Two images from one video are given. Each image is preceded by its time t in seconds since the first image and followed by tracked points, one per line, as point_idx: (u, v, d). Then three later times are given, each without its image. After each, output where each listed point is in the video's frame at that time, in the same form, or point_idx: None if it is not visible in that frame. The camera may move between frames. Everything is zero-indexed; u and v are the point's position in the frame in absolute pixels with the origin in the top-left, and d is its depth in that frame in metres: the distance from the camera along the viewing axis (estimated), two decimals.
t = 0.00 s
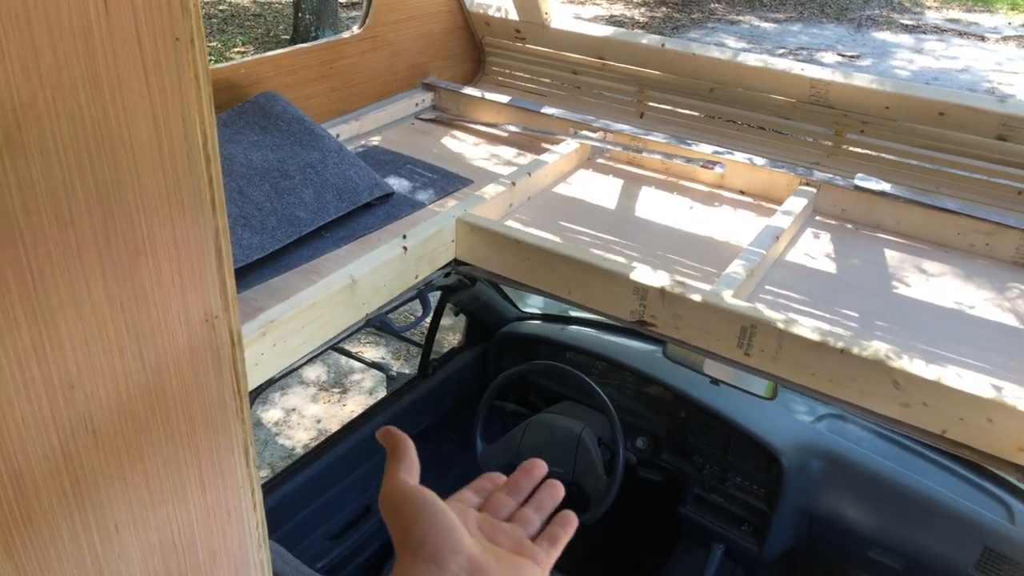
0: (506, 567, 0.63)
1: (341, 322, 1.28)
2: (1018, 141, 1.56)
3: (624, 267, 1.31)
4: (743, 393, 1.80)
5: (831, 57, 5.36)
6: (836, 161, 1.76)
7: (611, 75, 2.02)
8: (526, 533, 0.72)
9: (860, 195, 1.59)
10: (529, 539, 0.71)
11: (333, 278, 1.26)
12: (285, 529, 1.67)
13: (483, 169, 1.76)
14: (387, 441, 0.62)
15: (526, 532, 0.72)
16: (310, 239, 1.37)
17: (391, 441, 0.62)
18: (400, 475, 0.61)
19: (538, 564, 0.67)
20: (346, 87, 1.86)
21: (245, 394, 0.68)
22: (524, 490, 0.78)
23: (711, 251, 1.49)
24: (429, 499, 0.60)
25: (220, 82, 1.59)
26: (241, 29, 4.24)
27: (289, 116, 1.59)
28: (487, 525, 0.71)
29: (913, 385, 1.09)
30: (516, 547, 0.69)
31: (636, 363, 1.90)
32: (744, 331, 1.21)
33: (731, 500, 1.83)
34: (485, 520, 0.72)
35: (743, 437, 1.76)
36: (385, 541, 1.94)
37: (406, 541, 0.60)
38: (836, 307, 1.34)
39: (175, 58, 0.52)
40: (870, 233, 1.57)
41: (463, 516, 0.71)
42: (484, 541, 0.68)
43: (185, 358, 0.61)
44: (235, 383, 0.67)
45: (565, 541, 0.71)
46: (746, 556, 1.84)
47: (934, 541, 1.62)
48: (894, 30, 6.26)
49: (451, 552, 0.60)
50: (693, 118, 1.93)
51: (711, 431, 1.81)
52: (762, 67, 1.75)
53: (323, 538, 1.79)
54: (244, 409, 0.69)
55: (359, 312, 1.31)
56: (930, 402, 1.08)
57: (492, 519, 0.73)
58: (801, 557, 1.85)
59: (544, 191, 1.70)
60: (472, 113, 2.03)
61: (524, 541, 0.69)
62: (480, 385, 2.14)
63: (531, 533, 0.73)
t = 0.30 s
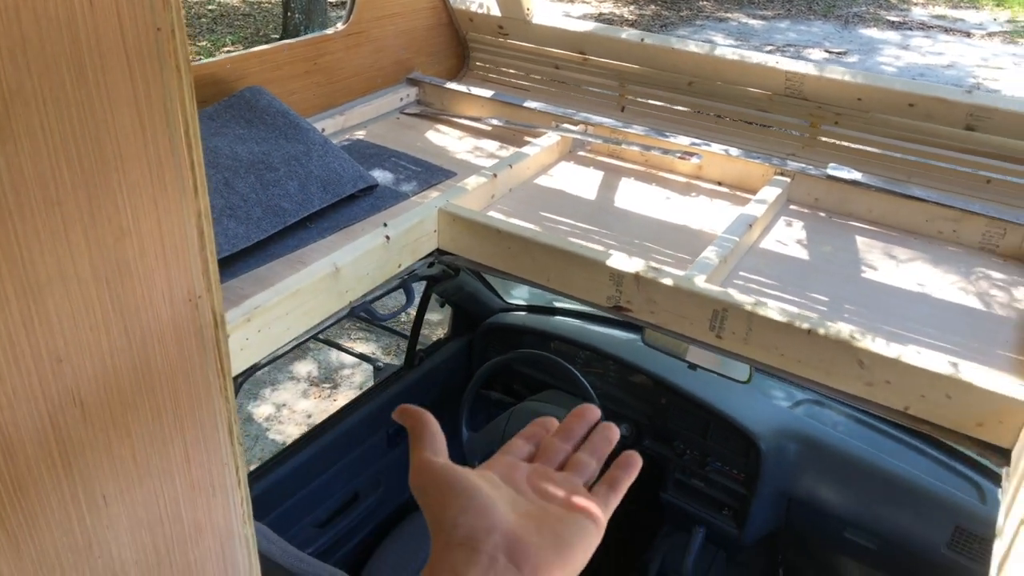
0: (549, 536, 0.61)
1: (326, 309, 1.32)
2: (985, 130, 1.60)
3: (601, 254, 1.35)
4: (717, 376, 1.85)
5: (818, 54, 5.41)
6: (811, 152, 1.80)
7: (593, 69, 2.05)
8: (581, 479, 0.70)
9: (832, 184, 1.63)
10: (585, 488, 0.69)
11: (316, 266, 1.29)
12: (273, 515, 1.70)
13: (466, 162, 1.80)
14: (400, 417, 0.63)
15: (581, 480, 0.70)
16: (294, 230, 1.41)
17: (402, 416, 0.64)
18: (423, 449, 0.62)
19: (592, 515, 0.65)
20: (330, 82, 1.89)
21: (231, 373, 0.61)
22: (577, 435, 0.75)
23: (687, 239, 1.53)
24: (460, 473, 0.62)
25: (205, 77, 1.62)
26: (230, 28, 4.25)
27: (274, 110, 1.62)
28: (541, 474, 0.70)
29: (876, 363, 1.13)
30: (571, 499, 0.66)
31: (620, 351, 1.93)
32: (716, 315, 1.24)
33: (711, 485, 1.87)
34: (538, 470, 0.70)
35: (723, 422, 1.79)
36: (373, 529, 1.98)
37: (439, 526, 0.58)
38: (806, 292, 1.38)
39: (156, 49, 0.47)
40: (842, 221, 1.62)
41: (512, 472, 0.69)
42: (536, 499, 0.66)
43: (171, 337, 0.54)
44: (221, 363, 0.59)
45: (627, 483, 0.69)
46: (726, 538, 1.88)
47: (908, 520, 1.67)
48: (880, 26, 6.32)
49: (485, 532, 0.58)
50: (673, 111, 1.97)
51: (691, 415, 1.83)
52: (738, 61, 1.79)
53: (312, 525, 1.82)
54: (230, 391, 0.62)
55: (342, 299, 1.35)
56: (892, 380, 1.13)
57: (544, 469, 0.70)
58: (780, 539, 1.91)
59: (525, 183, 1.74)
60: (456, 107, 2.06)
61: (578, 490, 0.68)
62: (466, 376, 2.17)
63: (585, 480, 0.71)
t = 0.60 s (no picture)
0: (570, 450, 0.55)
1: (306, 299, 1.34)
2: (955, 122, 1.63)
3: (577, 243, 1.37)
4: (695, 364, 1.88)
5: (804, 51, 5.45)
6: (786, 144, 1.84)
7: (573, 64, 2.08)
8: (596, 401, 0.65)
9: (806, 175, 1.66)
10: (602, 408, 0.64)
11: (296, 257, 1.32)
12: (258, 506, 1.72)
13: (447, 156, 1.82)
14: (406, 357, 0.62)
15: (598, 402, 0.64)
16: (276, 222, 1.43)
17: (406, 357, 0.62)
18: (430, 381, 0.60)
19: (613, 432, 0.60)
20: (313, 77, 1.91)
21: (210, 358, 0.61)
22: (587, 369, 0.70)
23: (663, 230, 1.56)
24: (471, 395, 0.58)
25: (187, 72, 1.64)
26: (217, 28, 4.26)
27: (255, 104, 1.64)
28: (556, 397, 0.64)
29: (843, 347, 1.16)
30: (589, 415, 0.61)
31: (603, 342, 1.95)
32: (688, 301, 1.27)
33: (691, 473, 1.90)
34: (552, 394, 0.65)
35: (702, 411, 1.82)
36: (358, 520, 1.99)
37: (456, 448, 0.54)
38: (778, 279, 1.41)
39: (129, 38, 0.47)
40: (815, 212, 1.65)
41: (524, 393, 0.63)
42: (553, 417, 0.60)
43: (148, 317, 0.54)
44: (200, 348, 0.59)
45: (642, 407, 0.65)
46: (707, 525, 1.91)
47: (881, 504, 1.71)
48: (865, 23, 6.36)
49: (502, 448, 0.53)
50: (651, 105, 2.00)
51: (669, 403, 1.86)
52: (714, 55, 1.82)
53: (296, 517, 1.84)
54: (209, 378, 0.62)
55: (323, 290, 1.37)
56: (858, 363, 1.16)
57: (557, 394, 0.65)
58: (760, 528, 1.93)
59: (506, 176, 1.76)
60: (437, 102, 2.09)
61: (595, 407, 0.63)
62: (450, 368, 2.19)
63: (601, 403, 0.65)
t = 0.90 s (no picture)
0: (589, 325, 0.44)
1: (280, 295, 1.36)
2: (911, 115, 1.68)
3: (546, 236, 1.41)
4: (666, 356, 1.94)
5: (776, 49, 5.51)
6: (751, 138, 1.88)
7: (543, 63, 2.11)
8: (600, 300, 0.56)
9: (769, 168, 1.71)
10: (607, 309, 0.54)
11: (270, 253, 1.34)
12: (236, 503, 1.73)
13: (420, 153, 1.85)
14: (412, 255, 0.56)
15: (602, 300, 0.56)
16: (250, 220, 1.45)
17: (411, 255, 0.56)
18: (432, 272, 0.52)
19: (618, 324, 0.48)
20: (285, 78, 1.93)
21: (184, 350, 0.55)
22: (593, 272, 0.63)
23: (631, 223, 1.60)
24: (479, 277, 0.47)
25: (159, 73, 1.66)
26: (191, 31, 4.24)
27: (228, 104, 1.66)
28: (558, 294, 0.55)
29: (802, 331, 1.20)
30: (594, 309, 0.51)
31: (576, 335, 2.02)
32: (654, 291, 1.31)
33: (664, 462, 1.94)
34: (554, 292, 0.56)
35: (672, 400, 1.86)
36: (337, 516, 2.01)
37: (461, 315, 0.42)
38: (742, 268, 1.45)
39: (100, 36, 0.42)
40: (779, 203, 1.70)
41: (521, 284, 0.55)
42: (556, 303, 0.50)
43: (119, 306, 0.48)
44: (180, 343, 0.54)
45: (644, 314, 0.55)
46: (679, 512, 1.94)
47: (847, 487, 1.76)
48: (835, 21, 6.46)
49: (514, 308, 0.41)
50: (620, 102, 2.04)
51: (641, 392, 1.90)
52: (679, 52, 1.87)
53: (275, 513, 1.85)
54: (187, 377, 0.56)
55: (296, 285, 1.39)
56: (817, 346, 1.20)
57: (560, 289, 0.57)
58: (733, 514, 1.97)
59: (477, 173, 1.79)
60: (410, 101, 2.11)
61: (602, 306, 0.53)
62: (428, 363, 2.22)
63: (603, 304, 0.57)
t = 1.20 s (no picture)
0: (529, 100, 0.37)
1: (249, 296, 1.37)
2: (865, 108, 1.73)
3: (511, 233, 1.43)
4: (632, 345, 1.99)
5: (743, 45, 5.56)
6: (712, 134, 1.91)
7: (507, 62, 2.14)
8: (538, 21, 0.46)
9: (728, 163, 1.76)
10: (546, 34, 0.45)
11: (239, 255, 1.36)
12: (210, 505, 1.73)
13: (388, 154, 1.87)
14: None
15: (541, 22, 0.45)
16: (218, 223, 1.46)
17: None
18: None
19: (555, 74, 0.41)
20: (251, 81, 1.95)
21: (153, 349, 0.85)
22: None
23: (595, 219, 1.63)
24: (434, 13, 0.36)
25: (122, 77, 1.66)
26: (155, 33, 4.19)
27: (194, 108, 1.67)
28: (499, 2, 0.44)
29: (759, 319, 1.25)
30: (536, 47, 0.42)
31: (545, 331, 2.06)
32: (617, 284, 1.35)
33: (634, 452, 1.97)
34: None
35: (640, 389, 1.91)
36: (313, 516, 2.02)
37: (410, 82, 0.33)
38: (702, 260, 1.49)
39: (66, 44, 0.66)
40: (738, 196, 1.74)
41: None
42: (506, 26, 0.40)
43: (95, 309, 0.76)
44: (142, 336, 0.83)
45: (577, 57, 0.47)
46: (650, 501, 1.98)
47: (810, 471, 1.82)
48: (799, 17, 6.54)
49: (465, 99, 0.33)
50: (583, 100, 2.08)
51: (610, 384, 1.95)
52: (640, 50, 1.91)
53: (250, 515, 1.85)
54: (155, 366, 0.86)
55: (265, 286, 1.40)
56: (774, 334, 1.25)
57: None
58: (703, 501, 2.01)
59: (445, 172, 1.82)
60: (377, 102, 2.13)
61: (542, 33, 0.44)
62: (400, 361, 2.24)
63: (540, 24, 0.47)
